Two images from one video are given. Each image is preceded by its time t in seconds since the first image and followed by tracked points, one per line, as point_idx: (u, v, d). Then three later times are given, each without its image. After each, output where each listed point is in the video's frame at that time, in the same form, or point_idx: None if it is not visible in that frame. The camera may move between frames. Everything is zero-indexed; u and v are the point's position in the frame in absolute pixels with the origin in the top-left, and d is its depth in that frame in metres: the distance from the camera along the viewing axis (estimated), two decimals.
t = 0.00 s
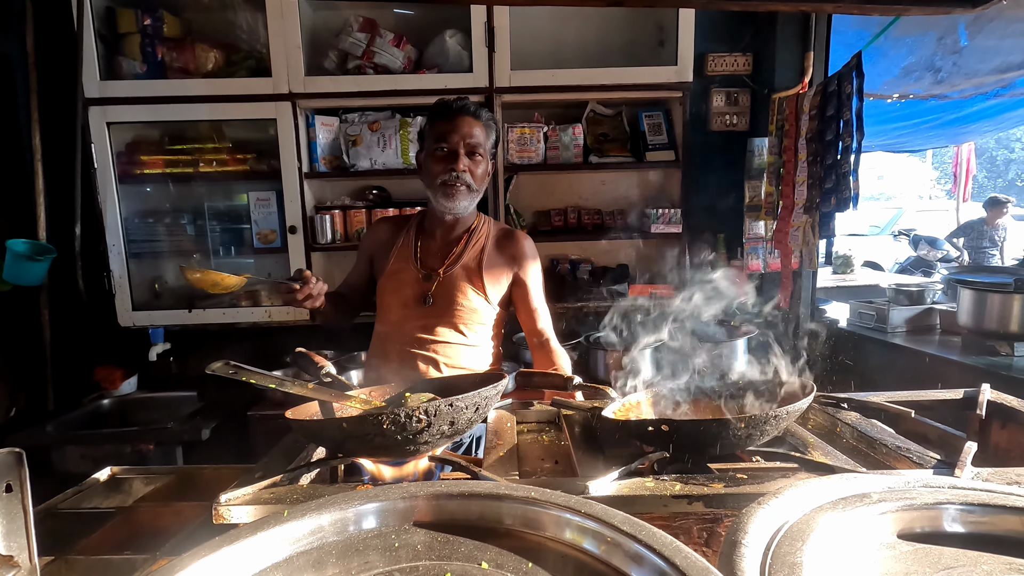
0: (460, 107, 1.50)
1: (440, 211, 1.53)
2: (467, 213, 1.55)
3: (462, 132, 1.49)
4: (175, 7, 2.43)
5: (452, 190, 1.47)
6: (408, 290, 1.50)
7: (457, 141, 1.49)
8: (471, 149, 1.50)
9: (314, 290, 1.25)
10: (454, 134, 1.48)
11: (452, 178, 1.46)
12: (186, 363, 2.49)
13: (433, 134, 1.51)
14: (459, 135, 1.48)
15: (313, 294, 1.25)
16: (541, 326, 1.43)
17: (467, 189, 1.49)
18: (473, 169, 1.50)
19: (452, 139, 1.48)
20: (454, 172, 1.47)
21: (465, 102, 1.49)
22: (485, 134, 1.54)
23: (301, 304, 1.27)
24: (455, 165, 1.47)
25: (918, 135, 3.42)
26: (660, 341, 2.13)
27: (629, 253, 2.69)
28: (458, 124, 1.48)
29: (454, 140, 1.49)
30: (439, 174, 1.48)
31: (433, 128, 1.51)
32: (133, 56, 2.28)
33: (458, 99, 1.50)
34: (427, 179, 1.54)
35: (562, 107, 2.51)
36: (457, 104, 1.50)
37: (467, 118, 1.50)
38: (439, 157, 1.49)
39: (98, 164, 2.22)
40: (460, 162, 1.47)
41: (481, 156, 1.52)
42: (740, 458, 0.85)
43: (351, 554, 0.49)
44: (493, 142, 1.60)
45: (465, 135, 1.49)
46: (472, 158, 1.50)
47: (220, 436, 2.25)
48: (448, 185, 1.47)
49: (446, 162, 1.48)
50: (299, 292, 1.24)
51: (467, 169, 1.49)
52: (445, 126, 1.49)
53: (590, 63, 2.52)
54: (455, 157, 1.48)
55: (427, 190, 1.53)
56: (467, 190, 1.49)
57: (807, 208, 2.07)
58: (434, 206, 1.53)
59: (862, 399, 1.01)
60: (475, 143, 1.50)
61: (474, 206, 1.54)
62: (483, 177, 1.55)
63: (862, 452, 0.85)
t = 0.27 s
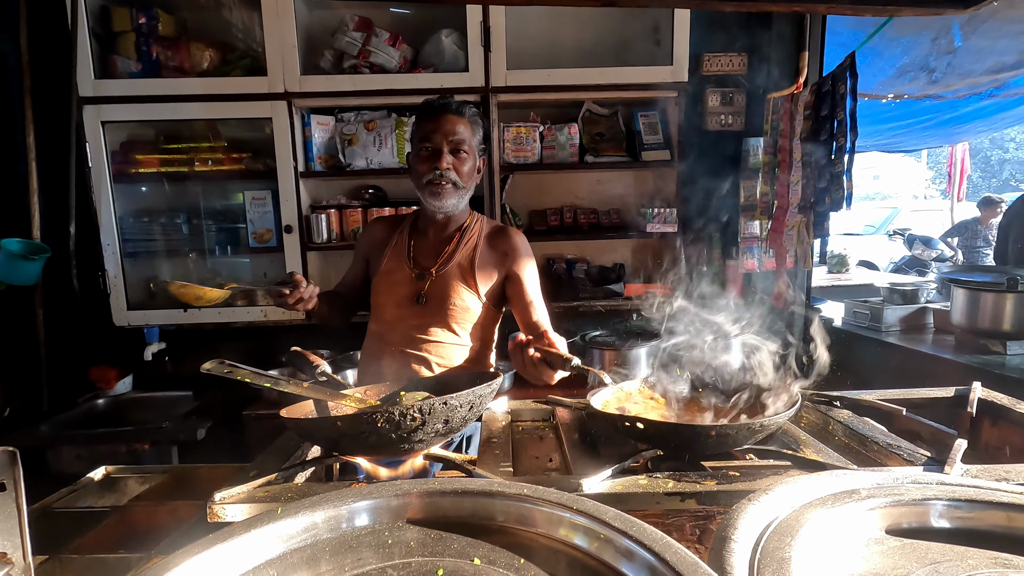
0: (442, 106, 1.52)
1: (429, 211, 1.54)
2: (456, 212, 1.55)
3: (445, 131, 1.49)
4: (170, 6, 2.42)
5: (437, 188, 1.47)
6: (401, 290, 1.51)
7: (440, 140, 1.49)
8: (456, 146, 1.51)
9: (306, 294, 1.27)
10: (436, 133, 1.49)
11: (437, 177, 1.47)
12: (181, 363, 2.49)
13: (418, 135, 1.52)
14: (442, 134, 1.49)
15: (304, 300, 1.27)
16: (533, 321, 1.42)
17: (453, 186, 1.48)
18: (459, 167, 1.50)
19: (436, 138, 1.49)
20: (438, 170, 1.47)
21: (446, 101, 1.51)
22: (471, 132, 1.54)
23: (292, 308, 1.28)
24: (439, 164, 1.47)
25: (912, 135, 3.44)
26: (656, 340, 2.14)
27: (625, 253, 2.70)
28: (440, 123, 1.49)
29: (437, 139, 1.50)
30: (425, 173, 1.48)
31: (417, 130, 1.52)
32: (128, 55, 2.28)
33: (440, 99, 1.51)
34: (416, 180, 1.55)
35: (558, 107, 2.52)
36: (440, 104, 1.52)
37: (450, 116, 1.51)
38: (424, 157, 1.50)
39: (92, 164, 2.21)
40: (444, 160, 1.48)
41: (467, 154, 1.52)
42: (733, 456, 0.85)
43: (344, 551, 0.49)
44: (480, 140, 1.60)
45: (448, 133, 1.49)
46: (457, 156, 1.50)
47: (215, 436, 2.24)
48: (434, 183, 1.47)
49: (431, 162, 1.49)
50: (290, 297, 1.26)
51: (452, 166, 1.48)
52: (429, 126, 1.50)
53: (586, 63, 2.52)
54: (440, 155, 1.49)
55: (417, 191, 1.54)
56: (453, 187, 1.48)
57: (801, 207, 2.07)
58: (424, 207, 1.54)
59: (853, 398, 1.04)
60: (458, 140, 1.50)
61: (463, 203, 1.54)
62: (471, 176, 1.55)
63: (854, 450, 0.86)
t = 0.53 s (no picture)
0: (415, 105, 1.51)
1: (409, 211, 1.55)
2: (435, 211, 1.55)
3: (419, 130, 1.49)
4: (172, 6, 2.43)
5: (414, 188, 1.48)
6: (385, 290, 1.51)
7: (414, 140, 1.50)
8: (431, 144, 1.51)
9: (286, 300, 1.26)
10: (411, 133, 1.49)
11: (413, 177, 1.47)
12: (184, 362, 2.49)
13: (393, 136, 1.53)
14: (416, 134, 1.49)
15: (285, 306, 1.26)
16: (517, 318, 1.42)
17: (430, 185, 1.49)
18: (434, 166, 1.50)
19: (410, 139, 1.50)
20: (414, 170, 1.47)
21: (418, 100, 1.50)
22: (445, 131, 1.54)
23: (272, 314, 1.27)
24: (414, 164, 1.48)
25: (912, 136, 3.45)
26: (658, 340, 2.15)
27: (626, 253, 2.71)
28: (414, 123, 1.49)
29: (412, 139, 1.50)
30: (400, 174, 1.49)
31: (392, 131, 1.53)
32: (131, 54, 2.28)
33: (412, 99, 1.51)
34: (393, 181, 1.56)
35: (559, 107, 2.52)
36: (412, 103, 1.52)
37: (423, 115, 1.51)
38: (399, 158, 1.50)
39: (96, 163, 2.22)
40: (419, 160, 1.48)
41: (442, 153, 1.52)
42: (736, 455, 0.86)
43: (351, 548, 0.49)
44: (457, 138, 1.60)
45: (422, 131, 1.50)
46: (432, 154, 1.51)
47: (218, 436, 2.25)
48: (411, 184, 1.48)
49: (405, 162, 1.49)
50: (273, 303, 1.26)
51: (427, 165, 1.49)
52: (403, 127, 1.50)
53: (588, 63, 2.53)
54: (414, 155, 1.49)
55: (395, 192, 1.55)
56: (430, 185, 1.49)
57: (803, 208, 2.08)
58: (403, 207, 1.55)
59: (854, 397, 1.05)
60: (433, 139, 1.50)
61: (443, 201, 1.55)
62: (448, 174, 1.55)
63: (855, 450, 0.87)
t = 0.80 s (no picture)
0: (359, 113, 1.53)
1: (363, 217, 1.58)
2: (386, 216, 1.58)
3: (364, 137, 1.51)
4: (183, 8, 2.46)
5: (362, 195, 1.51)
6: (346, 296, 1.56)
7: (360, 147, 1.52)
8: (377, 150, 1.52)
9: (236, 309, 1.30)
10: (356, 140, 1.51)
11: (359, 184, 1.50)
12: (194, 361, 2.52)
13: (340, 145, 1.55)
14: (360, 140, 1.51)
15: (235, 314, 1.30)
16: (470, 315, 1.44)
17: (378, 191, 1.51)
18: (381, 170, 1.52)
19: (355, 146, 1.52)
20: (360, 178, 1.50)
21: (362, 108, 1.52)
22: (392, 134, 1.55)
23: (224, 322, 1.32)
24: (359, 171, 1.50)
25: (921, 136, 3.43)
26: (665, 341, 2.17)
27: (633, 254, 2.72)
28: (359, 132, 1.51)
29: (357, 146, 1.52)
30: (348, 182, 1.52)
31: (340, 140, 1.55)
32: (143, 56, 2.30)
33: (357, 107, 1.53)
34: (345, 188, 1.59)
35: (567, 108, 2.53)
36: (356, 111, 1.54)
37: (367, 123, 1.53)
38: (347, 166, 1.53)
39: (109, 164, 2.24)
40: (364, 167, 1.50)
41: (389, 156, 1.54)
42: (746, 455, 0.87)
43: (376, 544, 0.51)
44: (406, 139, 1.60)
45: (366, 138, 1.51)
46: (378, 160, 1.52)
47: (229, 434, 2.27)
48: (358, 191, 1.51)
49: (351, 169, 1.52)
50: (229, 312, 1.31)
51: (373, 172, 1.51)
52: (349, 136, 1.53)
53: (595, 65, 2.54)
54: (360, 162, 1.51)
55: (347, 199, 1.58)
56: (377, 191, 1.51)
57: (811, 209, 2.08)
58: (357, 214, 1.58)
59: (864, 399, 1.05)
60: (378, 144, 1.52)
61: (394, 205, 1.57)
62: (398, 177, 1.57)
63: (865, 452, 0.87)
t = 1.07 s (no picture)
0: (271, 120, 1.48)
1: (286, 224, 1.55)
2: (308, 223, 1.54)
3: (274, 144, 1.47)
4: (216, 11, 2.51)
5: (278, 205, 1.47)
6: (277, 298, 1.54)
7: (272, 155, 1.47)
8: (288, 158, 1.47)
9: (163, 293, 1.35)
10: (268, 148, 1.47)
11: (273, 194, 1.46)
12: (224, 357, 2.57)
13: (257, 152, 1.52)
14: (271, 148, 1.47)
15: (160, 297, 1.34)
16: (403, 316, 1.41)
17: (292, 200, 1.47)
18: (293, 179, 1.47)
19: (267, 154, 1.47)
20: (271, 188, 1.46)
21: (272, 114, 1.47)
22: (302, 139, 1.49)
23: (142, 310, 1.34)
24: (271, 180, 1.46)
25: (951, 136, 3.37)
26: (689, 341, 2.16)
27: (657, 254, 2.71)
28: (269, 139, 1.46)
29: (270, 154, 1.48)
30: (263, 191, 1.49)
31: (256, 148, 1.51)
32: (178, 59, 2.36)
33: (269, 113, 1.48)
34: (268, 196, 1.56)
35: (592, 108, 2.53)
36: (268, 118, 1.49)
37: (277, 129, 1.47)
38: (262, 175, 1.49)
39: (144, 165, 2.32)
40: (274, 176, 1.46)
41: (301, 163, 1.48)
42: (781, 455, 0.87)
43: (438, 530, 0.53)
44: (321, 143, 1.54)
45: (275, 146, 1.47)
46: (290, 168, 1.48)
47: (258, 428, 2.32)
48: (274, 200, 1.47)
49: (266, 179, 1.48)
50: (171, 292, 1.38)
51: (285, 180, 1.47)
52: (261, 144, 1.48)
53: (621, 64, 2.54)
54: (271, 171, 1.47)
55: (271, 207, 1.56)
56: (293, 200, 1.48)
57: (840, 210, 2.06)
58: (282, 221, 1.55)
59: (901, 401, 1.04)
60: (289, 153, 1.47)
61: (314, 212, 1.53)
62: (314, 183, 1.52)
63: (904, 453, 0.87)
